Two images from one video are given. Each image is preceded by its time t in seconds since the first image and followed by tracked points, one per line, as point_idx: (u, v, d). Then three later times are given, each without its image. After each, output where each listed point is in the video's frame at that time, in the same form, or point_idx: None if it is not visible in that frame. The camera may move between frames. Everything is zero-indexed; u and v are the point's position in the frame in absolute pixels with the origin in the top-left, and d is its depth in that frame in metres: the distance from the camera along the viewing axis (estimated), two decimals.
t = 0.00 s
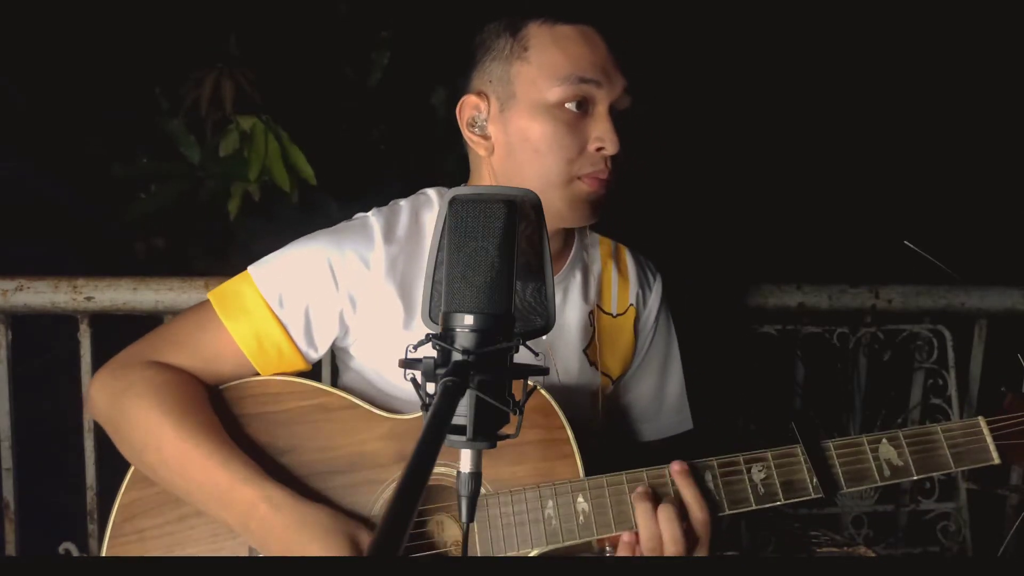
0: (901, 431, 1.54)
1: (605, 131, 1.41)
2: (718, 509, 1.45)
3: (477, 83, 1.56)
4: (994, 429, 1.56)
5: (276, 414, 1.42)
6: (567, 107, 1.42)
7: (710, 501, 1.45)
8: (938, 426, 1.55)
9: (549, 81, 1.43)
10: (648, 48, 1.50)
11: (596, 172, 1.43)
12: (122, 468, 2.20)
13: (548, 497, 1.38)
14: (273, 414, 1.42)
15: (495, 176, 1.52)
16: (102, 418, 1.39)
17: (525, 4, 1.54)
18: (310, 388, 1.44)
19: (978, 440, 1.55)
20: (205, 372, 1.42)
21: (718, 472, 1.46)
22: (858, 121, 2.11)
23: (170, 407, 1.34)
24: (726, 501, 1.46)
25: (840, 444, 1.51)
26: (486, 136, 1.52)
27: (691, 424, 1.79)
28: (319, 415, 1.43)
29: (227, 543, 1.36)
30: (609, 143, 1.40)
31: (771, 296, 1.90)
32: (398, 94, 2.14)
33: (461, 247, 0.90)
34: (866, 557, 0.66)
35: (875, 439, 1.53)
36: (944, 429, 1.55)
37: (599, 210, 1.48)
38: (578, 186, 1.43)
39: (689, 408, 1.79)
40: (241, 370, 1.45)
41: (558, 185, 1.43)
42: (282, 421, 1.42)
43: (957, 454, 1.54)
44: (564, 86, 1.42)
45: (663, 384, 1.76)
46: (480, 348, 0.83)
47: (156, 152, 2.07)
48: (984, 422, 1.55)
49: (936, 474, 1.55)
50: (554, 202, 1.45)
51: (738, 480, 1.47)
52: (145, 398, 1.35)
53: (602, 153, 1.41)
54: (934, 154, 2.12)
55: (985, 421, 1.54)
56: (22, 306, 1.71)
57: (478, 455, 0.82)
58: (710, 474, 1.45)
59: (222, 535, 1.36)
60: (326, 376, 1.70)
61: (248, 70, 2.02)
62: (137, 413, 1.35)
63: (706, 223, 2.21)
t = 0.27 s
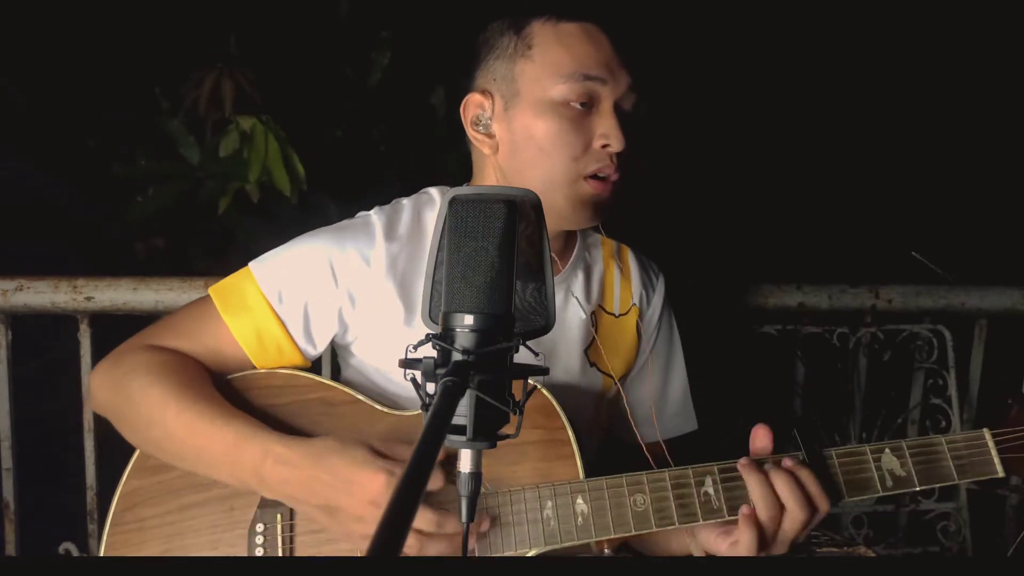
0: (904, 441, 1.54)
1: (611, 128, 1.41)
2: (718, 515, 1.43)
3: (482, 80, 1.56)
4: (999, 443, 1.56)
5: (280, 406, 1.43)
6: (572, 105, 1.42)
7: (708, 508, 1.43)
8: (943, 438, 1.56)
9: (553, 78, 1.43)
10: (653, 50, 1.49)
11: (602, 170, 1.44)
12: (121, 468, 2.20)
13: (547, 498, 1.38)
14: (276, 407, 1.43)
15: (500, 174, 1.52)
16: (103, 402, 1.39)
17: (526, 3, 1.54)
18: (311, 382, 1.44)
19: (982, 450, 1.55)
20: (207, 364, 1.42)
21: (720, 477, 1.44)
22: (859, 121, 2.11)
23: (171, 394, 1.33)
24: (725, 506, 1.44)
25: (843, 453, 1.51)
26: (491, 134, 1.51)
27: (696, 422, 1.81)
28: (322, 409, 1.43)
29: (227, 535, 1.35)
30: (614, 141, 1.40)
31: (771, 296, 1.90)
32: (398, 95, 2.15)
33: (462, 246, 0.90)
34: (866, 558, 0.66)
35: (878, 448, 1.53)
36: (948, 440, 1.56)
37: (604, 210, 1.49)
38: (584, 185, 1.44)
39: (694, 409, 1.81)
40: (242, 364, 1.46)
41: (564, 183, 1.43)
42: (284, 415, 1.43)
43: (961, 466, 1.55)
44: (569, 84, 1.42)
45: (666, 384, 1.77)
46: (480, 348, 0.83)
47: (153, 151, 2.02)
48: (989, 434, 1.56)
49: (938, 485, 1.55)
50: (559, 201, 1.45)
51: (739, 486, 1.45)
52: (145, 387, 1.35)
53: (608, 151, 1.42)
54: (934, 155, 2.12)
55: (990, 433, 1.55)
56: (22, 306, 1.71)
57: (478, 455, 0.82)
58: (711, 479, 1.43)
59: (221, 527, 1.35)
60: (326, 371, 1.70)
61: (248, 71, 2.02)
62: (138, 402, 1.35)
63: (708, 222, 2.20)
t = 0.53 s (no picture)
0: (904, 447, 1.55)
1: (619, 130, 1.41)
2: (720, 522, 1.43)
3: (487, 83, 1.55)
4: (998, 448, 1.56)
5: (282, 413, 1.43)
6: (580, 107, 1.42)
7: (710, 515, 1.43)
8: (943, 444, 1.55)
9: (561, 80, 1.43)
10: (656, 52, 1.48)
11: (609, 171, 1.43)
12: (121, 468, 2.20)
13: (548, 505, 1.38)
14: (275, 415, 1.43)
15: (505, 178, 1.50)
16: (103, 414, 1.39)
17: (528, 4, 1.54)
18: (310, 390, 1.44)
19: (981, 456, 1.55)
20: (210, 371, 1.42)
21: (721, 484, 1.44)
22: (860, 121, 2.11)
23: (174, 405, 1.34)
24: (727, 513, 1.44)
25: (843, 460, 1.51)
26: (498, 137, 1.50)
27: (690, 428, 1.79)
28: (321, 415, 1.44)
29: (226, 543, 1.36)
30: (623, 142, 1.40)
31: (771, 296, 1.90)
32: (399, 94, 2.15)
33: (463, 247, 0.90)
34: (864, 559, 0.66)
35: (879, 455, 1.53)
36: (948, 447, 1.55)
37: (610, 212, 1.48)
38: (592, 186, 1.43)
39: (688, 414, 1.79)
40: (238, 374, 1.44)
41: (572, 185, 1.42)
42: (285, 422, 1.43)
43: (960, 472, 1.54)
44: (577, 86, 1.42)
45: (663, 389, 1.76)
46: (480, 348, 0.83)
47: (154, 152, 1.99)
48: (988, 440, 1.56)
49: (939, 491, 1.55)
50: (567, 204, 1.44)
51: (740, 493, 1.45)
52: (146, 396, 1.35)
53: (616, 152, 1.41)
54: (933, 155, 2.12)
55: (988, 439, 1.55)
56: (22, 306, 1.71)
57: (478, 455, 0.82)
58: (712, 487, 1.43)
59: (222, 536, 1.36)
60: (326, 378, 1.71)
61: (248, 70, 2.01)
62: (139, 409, 1.35)
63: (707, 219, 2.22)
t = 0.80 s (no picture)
0: (905, 440, 1.54)
1: (607, 120, 1.41)
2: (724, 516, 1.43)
3: (474, 79, 1.55)
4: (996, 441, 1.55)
5: (284, 410, 1.43)
6: (567, 98, 1.42)
7: (715, 509, 1.42)
8: (942, 437, 1.55)
9: (549, 72, 1.43)
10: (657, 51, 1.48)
11: (599, 162, 1.43)
12: (121, 468, 2.20)
13: (554, 501, 1.38)
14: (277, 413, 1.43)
15: (497, 173, 1.51)
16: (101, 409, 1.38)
17: (528, 2, 1.54)
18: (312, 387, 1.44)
19: (981, 450, 1.54)
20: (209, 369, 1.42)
21: (725, 478, 1.44)
22: (859, 121, 2.10)
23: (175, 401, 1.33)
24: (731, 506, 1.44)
25: (845, 453, 1.51)
26: (487, 132, 1.51)
27: (692, 415, 1.80)
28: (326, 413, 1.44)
29: (229, 542, 1.36)
30: (611, 132, 1.40)
31: (771, 296, 1.90)
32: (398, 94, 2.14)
33: (461, 247, 0.90)
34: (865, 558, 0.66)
35: (880, 448, 1.53)
36: (947, 440, 1.55)
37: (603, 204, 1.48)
38: (582, 177, 1.43)
39: (689, 402, 1.80)
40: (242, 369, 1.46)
41: (562, 177, 1.42)
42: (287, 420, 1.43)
43: (960, 465, 1.54)
44: (565, 77, 1.42)
45: (662, 379, 1.77)
46: (480, 348, 0.83)
47: (156, 151, 1.97)
48: (988, 434, 1.55)
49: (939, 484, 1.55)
50: (557, 196, 1.45)
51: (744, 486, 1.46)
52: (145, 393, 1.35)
53: (604, 143, 1.41)
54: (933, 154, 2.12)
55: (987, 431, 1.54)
56: (23, 306, 1.71)
57: (478, 455, 0.82)
58: (717, 480, 1.43)
59: (225, 532, 1.36)
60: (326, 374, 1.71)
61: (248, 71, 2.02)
62: (139, 408, 1.35)
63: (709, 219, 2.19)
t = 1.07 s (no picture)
0: (900, 437, 1.55)
1: (593, 115, 1.40)
2: (723, 515, 1.43)
3: (465, 76, 1.56)
4: (990, 436, 1.55)
5: (280, 417, 1.43)
6: (554, 93, 1.42)
7: (712, 509, 1.43)
8: (937, 432, 1.55)
9: (536, 67, 1.43)
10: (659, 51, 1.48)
11: (586, 157, 1.43)
12: (121, 469, 2.20)
13: (554, 502, 1.38)
14: (276, 416, 1.43)
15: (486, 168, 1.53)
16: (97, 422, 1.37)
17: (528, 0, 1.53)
18: (311, 392, 1.44)
19: (975, 446, 1.55)
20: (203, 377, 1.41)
21: (723, 477, 1.44)
22: (857, 122, 2.10)
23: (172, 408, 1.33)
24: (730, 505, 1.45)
25: (841, 450, 1.52)
26: (475, 129, 1.52)
27: (689, 411, 1.80)
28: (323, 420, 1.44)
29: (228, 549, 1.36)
30: (598, 127, 1.40)
31: (771, 296, 1.90)
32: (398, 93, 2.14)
33: (461, 247, 0.90)
34: (865, 558, 0.66)
35: (875, 445, 1.53)
36: (942, 435, 1.55)
37: (590, 199, 1.48)
38: (568, 172, 1.43)
39: (685, 400, 1.80)
40: (237, 376, 1.45)
41: (549, 172, 1.43)
42: (284, 426, 1.43)
43: (955, 460, 1.54)
44: (551, 72, 1.42)
45: (657, 377, 1.77)
46: (480, 348, 0.83)
47: (155, 151, 1.96)
48: (981, 428, 1.55)
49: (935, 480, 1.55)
50: (545, 191, 1.45)
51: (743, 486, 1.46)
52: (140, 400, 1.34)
53: (592, 137, 1.41)
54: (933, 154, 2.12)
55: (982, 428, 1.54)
56: (23, 306, 1.71)
57: (478, 455, 0.82)
58: (714, 480, 1.44)
59: (224, 539, 1.36)
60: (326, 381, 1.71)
61: (248, 71, 2.01)
62: (131, 415, 1.34)
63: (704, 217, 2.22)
